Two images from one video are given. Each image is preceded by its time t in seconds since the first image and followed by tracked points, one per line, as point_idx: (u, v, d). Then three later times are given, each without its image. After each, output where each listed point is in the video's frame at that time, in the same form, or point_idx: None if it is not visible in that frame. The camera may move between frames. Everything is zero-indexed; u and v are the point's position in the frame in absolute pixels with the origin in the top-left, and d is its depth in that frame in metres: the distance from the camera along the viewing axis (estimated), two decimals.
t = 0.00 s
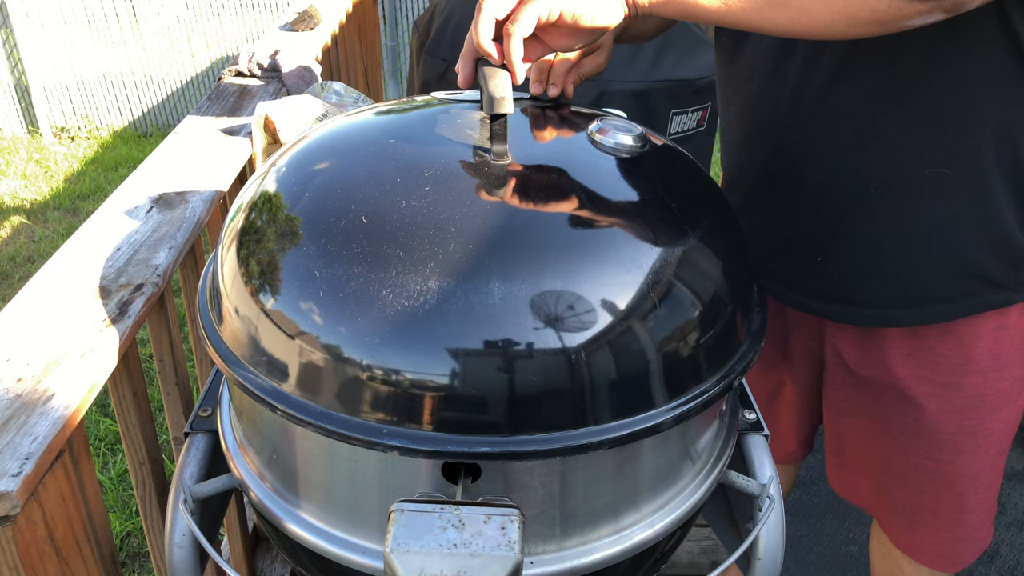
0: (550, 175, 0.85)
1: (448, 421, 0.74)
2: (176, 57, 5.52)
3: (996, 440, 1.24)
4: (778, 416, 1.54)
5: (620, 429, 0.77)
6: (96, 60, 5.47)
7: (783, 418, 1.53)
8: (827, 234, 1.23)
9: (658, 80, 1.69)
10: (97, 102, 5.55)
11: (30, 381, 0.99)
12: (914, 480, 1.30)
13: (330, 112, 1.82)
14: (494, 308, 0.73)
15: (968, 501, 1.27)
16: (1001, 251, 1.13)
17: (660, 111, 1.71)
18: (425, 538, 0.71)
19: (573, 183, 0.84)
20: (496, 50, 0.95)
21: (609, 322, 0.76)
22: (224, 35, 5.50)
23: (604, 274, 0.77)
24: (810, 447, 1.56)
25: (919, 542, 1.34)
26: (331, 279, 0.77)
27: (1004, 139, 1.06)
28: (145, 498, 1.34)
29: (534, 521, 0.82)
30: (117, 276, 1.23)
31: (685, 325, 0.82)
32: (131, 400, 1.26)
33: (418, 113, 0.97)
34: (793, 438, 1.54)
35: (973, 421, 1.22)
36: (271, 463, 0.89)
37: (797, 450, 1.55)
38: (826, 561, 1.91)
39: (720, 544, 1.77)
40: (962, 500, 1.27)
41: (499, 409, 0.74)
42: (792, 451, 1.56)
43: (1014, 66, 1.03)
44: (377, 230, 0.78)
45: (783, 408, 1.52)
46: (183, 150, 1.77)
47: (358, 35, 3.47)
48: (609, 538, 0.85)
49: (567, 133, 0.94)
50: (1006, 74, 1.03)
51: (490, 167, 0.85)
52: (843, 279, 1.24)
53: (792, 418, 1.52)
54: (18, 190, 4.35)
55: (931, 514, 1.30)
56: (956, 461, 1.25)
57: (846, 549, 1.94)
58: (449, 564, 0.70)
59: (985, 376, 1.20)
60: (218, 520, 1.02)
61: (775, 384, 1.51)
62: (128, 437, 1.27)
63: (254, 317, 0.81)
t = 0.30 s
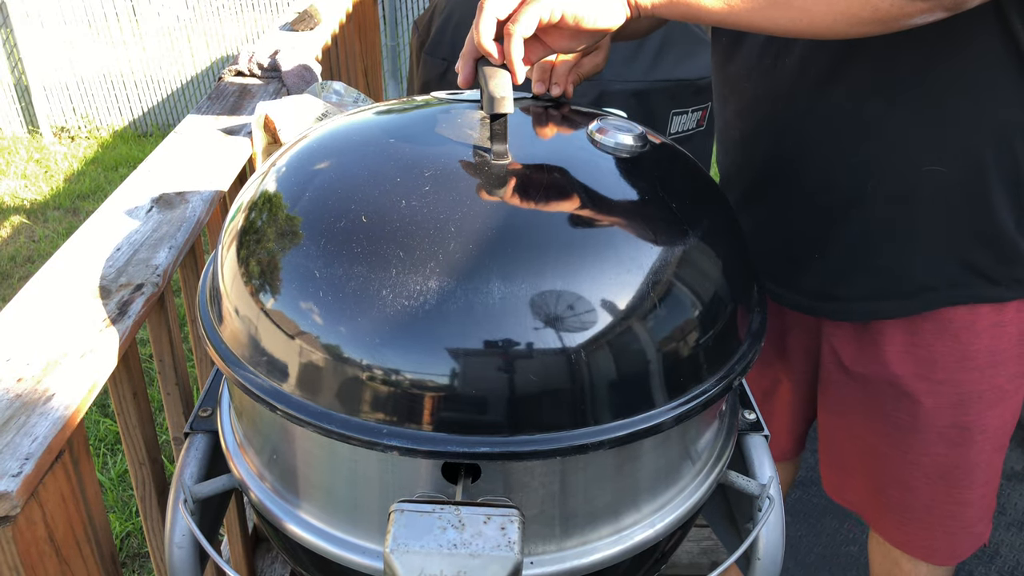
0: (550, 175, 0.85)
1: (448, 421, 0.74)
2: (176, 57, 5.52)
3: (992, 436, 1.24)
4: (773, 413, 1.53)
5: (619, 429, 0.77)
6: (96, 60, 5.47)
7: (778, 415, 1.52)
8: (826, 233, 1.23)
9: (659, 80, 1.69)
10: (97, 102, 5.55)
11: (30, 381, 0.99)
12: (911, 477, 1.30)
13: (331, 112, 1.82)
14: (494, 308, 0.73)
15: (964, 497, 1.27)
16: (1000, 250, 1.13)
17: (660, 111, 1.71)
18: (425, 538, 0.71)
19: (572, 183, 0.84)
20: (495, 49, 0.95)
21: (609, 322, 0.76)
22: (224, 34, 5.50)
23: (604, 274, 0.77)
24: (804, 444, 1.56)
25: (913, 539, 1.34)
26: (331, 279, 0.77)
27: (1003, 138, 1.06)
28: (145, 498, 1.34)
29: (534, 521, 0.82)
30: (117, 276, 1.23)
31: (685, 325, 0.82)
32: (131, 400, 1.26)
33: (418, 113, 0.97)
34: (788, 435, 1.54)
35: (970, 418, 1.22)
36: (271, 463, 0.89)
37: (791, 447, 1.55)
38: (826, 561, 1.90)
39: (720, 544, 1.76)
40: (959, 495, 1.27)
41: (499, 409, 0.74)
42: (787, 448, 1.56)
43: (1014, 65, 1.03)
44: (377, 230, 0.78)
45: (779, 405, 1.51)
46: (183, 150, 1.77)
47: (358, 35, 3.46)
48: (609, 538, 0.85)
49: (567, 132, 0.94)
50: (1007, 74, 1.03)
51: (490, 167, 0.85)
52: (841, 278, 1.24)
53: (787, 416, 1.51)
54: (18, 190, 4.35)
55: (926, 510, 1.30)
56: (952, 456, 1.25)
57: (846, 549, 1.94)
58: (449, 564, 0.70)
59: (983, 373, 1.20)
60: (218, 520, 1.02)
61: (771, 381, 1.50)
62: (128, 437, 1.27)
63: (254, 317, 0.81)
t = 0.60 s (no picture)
0: (550, 175, 0.85)
1: (448, 421, 0.74)
2: (176, 57, 5.52)
3: (989, 433, 1.24)
4: (770, 413, 1.53)
5: (620, 429, 0.77)
6: (96, 60, 5.47)
7: (775, 414, 1.52)
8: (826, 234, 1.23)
9: (658, 80, 1.69)
10: (97, 102, 5.55)
11: (30, 381, 0.99)
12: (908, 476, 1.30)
13: (331, 112, 1.82)
14: (494, 308, 0.73)
15: (963, 495, 1.27)
16: (998, 249, 1.13)
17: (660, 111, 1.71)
18: (425, 538, 0.71)
19: (573, 183, 0.84)
20: (496, 49, 0.95)
21: (609, 322, 0.76)
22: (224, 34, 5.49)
23: (604, 274, 0.77)
24: (801, 442, 1.56)
25: (912, 539, 1.34)
26: (331, 279, 0.77)
27: (1002, 137, 1.06)
28: (145, 498, 1.34)
29: (534, 521, 0.82)
30: (117, 276, 1.23)
31: (685, 325, 0.82)
32: (131, 400, 1.26)
33: (418, 113, 0.97)
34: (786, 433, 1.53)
35: (968, 416, 1.22)
36: (271, 463, 0.89)
37: (788, 445, 1.55)
38: (826, 561, 1.90)
39: (720, 545, 1.76)
40: (958, 494, 1.27)
41: (499, 409, 0.74)
42: (783, 446, 1.55)
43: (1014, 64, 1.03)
44: (377, 230, 0.78)
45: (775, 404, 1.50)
46: (183, 150, 1.77)
47: (358, 35, 3.46)
48: (609, 538, 0.85)
49: (567, 132, 0.94)
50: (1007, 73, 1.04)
51: (490, 167, 0.85)
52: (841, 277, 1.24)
53: (784, 415, 1.51)
54: (18, 190, 4.35)
55: (925, 509, 1.31)
56: (950, 455, 1.25)
57: (846, 549, 1.94)
58: (449, 564, 0.70)
59: (981, 372, 1.20)
60: (218, 520, 1.02)
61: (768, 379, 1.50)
62: (128, 437, 1.27)
63: (254, 317, 0.81)
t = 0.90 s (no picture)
0: (550, 175, 0.85)
1: (448, 421, 0.74)
2: (176, 57, 5.51)
3: (987, 432, 1.24)
4: (768, 412, 1.53)
5: (619, 428, 0.77)
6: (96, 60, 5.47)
7: (774, 414, 1.51)
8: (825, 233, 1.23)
9: (658, 80, 1.69)
10: (97, 102, 5.55)
11: (30, 381, 0.99)
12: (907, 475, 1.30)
13: (331, 112, 1.82)
14: (494, 308, 0.73)
15: (961, 495, 1.27)
16: (998, 248, 1.13)
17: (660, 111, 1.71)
18: (425, 538, 0.71)
19: (572, 183, 0.84)
20: (496, 49, 0.95)
21: (609, 322, 0.76)
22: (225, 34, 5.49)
23: (604, 274, 0.77)
24: (801, 442, 1.56)
25: (910, 541, 1.34)
26: (331, 279, 0.77)
27: (1002, 135, 1.06)
28: (145, 498, 1.34)
29: (534, 521, 0.82)
30: (117, 276, 1.23)
31: (685, 325, 0.82)
32: (131, 400, 1.26)
33: (418, 113, 0.97)
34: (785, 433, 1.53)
35: (965, 415, 1.22)
36: (271, 463, 0.89)
37: (787, 445, 1.55)
38: (826, 561, 1.90)
39: (720, 545, 1.76)
40: (956, 494, 1.27)
41: (499, 409, 0.74)
42: (782, 446, 1.55)
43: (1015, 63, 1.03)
44: (377, 230, 0.78)
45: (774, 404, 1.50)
46: (183, 150, 1.77)
47: (358, 35, 3.46)
48: (609, 538, 0.86)
49: (566, 132, 0.94)
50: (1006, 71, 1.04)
51: (490, 167, 0.85)
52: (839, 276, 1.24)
53: (783, 414, 1.51)
54: (18, 190, 4.35)
55: (923, 509, 1.31)
56: (948, 454, 1.25)
57: (846, 549, 1.94)
58: (449, 564, 0.70)
59: (980, 371, 1.20)
60: (218, 520, 1.02)
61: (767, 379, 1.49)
62: (128, 437, 1.27)
63: (254, 317, 0.81)
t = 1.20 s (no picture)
0: (550, 175, 0.85)
1: (448, 421, 0.74)
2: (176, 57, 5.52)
3: (985, 432, 1.24)
4: (767, 412, 1.52)
5: (619, 428, 0.77)
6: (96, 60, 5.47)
7: (772, 414, 1.51)
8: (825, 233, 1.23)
9: (658, 80, 1.69)
10: (97, 103, 5.55)
11: (30, 381, 0.99)
12: (905, 475, 1.30)
13: (331, 112, 1.82)
14: (494, 308, 0.73)
15: (959, 495, 1.27)
16: (996, 248, 1.13)
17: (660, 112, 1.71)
18: (425, 538, 0.71)
19: (572, 183, 0.84)
20: (496, 48, 0.94)
21: (609, 322, 0.76)
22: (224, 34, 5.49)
23: (604, 274, 0.77)
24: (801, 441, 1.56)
25: (910, 541, 1.34)
26: (331, 279, 0.77)
27: (1002, 135, 1.06)
28: (145, 498, 1.34)
29: (534, 521, 0.82)
30: (117, 276, 1.23)
31: (685, 325, 0.82)
32: (131, 400, 1.26)
33: (418, 113, 0.97)
34: (784, 433, 1.53)
35: (964, 415, 1.22)
36: (271, 463, 0.89)
37: (787, 445, 1.55)
38: (826, 561, 1.90)
39: (720, 544, 1.76)
40: (954, 494, 1.27)
41: (499, 409, 0.74)
42: (781, 446, 1.55)
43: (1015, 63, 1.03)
44: (377, 230, 0.78)
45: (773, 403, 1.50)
46: (183, 150, 1.77)
47: (358, 35, 3.46)
48: (609, 538, 0.86)
49: (566, 132, 0.94)
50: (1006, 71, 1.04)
51: (490, 167, 0.85)
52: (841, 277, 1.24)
53: (782, 414, 1.51)
54: (18, 190, 4.35)
55: (921, 510, 1.31)
56: (946, 454, 1.25)
57: (846, 549, 1.94)
58: (449, 564, 0.70)
59: (979, 371, 1.20)
60: (217, 520, 1.02)
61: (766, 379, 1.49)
62: (128, 437, 1.27)
63: (254, 317, 0.81)
